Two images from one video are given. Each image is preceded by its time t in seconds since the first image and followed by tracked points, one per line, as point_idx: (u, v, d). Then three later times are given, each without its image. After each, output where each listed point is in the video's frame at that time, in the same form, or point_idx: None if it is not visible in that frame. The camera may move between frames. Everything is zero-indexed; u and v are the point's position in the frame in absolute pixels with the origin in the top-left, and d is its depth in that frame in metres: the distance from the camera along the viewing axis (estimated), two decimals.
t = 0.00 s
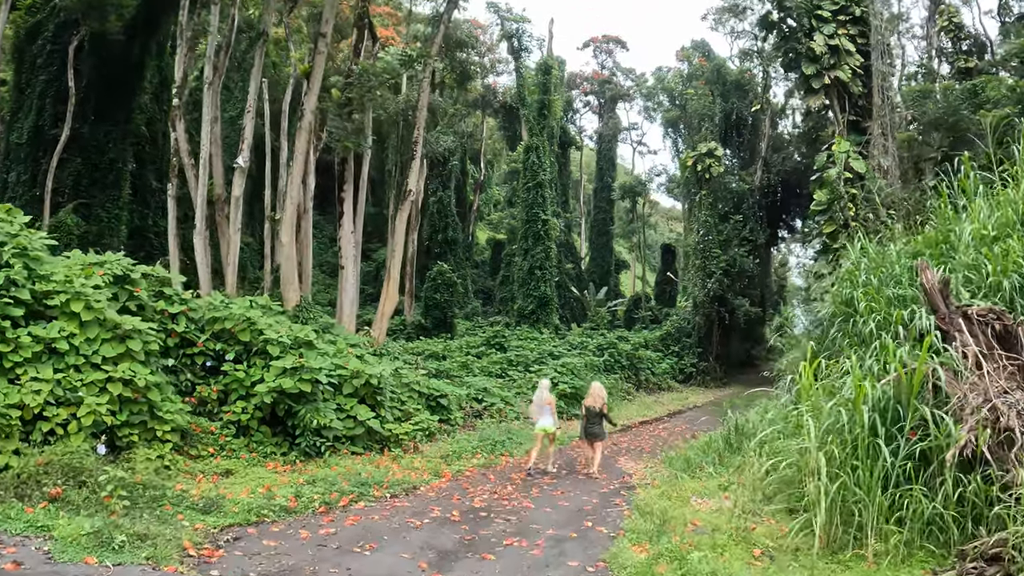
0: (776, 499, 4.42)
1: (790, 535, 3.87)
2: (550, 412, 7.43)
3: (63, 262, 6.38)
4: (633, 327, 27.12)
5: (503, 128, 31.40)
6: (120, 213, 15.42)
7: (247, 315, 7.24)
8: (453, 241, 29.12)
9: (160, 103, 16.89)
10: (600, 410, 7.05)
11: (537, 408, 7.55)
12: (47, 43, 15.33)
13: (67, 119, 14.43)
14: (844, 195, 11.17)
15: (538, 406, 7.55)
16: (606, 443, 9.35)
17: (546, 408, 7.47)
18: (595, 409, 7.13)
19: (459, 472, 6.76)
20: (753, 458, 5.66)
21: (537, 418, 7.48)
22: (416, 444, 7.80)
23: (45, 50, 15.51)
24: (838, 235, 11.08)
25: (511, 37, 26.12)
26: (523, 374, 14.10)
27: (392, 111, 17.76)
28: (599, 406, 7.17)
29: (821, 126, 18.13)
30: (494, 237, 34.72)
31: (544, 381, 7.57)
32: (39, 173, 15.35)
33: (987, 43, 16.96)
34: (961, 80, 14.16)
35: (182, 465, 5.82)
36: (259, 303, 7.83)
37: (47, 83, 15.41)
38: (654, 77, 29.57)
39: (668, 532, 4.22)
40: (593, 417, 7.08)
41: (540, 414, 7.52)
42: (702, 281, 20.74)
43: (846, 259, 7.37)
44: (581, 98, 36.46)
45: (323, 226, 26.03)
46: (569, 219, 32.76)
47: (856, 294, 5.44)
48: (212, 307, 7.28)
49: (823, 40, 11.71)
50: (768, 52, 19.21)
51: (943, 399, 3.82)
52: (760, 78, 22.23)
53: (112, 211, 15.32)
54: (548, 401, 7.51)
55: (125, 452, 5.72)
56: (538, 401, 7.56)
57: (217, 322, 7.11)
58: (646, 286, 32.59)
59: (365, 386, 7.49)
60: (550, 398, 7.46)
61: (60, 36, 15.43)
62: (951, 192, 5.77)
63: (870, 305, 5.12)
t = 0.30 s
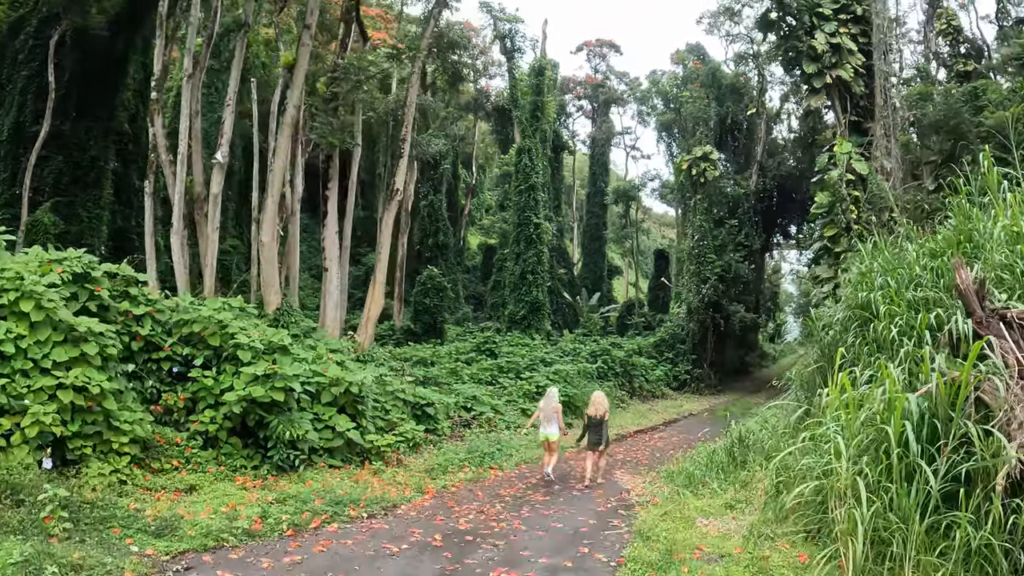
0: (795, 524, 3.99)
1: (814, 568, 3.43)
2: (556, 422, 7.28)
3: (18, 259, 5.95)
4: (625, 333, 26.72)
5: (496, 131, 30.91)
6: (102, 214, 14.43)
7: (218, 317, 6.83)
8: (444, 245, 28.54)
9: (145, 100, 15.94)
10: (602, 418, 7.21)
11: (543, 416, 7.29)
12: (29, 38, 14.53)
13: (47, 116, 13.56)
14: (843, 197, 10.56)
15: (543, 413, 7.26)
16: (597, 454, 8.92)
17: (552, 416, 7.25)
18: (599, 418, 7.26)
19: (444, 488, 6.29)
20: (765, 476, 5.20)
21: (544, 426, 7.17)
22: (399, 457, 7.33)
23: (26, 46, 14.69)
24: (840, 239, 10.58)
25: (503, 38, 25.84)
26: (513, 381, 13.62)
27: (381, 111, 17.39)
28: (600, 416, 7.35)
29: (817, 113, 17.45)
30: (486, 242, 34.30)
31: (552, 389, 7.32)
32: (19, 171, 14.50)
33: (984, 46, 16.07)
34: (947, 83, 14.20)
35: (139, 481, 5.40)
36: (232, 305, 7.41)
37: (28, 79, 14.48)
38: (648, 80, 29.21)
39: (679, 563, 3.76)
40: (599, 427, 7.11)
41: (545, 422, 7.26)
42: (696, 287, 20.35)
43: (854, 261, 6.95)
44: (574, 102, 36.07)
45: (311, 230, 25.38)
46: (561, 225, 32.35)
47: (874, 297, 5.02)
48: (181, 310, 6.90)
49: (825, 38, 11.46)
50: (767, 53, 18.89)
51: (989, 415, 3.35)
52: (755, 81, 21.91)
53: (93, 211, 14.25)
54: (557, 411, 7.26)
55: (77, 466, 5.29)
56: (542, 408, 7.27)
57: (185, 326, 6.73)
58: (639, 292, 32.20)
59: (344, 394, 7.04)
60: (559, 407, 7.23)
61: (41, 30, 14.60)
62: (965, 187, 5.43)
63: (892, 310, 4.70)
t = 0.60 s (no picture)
0: (805, 547, 3.71)
1: None
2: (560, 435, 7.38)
3: None
4: (621, 342, 26.40)
5: (490, 139, 30.66)
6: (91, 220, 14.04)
7: (194, 326, 6.55)
8: (438, 254, 28.21)
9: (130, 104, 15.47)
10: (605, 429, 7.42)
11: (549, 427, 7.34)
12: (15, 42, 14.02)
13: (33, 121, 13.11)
14: (843, 202, 10.27)
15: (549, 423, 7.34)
16: (592, 467, 8.60)
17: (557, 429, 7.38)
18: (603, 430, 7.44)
19: (432, 506, 5.98)
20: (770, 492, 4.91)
21: (553, 438, 7.29)
22: (386, 472, 7.02)
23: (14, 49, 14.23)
24: (840, 245, 10.28)
25: (497, 44, 25.77)
26: (507, 392, 13.29)
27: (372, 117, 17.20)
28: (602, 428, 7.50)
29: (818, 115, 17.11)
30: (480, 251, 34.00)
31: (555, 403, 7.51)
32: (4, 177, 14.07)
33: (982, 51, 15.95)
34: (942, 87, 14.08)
35: (106, 499, 5.10)
36: (212, 313, 7.12)
37: (16, 83, 14.12)
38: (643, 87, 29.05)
39: None
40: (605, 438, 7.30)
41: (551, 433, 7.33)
42: (693, 295, 20.08)
43: (858, 267, 6.68)
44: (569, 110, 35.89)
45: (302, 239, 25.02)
46: (556, 233, 32.07)
47: (882, 302, 4.77)
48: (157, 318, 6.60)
49: (824, 40, 11.23)
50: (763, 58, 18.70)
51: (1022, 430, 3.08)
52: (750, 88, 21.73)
53: (81, 217, 13.84)
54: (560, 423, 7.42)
55: (39, 483, 4.98)
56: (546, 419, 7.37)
57: (161, 335, 6.43)
58: (634, 301, 31.95)
59: (327, 406, 6.75)
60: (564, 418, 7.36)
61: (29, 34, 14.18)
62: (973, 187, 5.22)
63: (905, 316, 4.44)
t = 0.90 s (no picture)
0: (816, 561, 3.50)
1: None
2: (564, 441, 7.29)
3: None
4: (620, 351, 26.15)
5: (487, 147, 30.52)
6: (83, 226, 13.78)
7: (179, 331, 6.35)
8: (435, 263, 27.96)
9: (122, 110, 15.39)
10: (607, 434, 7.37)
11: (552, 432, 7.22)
12: (7, 47, 13.60)
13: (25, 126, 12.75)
14: (842, 205, 10.13)
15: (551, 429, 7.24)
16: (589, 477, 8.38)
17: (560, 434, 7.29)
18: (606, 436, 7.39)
19: (425, 518, 5.76)
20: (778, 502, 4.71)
21: (554, 444, 7.27)
22: (379, 482, 6.81)
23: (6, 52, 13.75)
24: (842, 249, 10.10)
25: (494, 51, 25.67)
26: (504, 401, 13.05)
27: (368, 124, 17.09)
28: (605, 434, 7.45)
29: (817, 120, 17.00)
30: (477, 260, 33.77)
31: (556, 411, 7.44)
32: None
33: (979, 56, 15.90)
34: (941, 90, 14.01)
35: (83, 510, 4.91)
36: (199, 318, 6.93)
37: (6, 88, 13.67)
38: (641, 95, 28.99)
39: None
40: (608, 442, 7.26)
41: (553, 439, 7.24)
42: (692, 302, 19.88)
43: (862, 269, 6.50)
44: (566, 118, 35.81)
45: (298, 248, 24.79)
46: (554, 241, 31.88)
47: (891, 301, 4.60)
48: (141, 323, 6.40)
49: (823, 42, 11.15)
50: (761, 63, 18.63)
51: None
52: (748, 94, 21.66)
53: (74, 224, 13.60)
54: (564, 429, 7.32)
55: (13, 493, 4.79)
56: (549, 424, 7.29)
57: (145, 340, 6.24)
58: (632, 309, 31.77)
59: (317, 414, 6.55)
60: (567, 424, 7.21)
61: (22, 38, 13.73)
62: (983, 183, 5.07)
63: (917, 316, 4.26)
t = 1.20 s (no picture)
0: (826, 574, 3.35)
1: None
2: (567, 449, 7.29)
3: None
4: (619, 359, 25.97)
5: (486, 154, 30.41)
6: (77, 232, 13.55)
7: (166, 336, 6.19)
8: (432, 271, 27.77)
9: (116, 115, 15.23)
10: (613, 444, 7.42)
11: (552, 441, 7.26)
12: (1, 51, 13.36)
13: (18, 131, 12.60)
14: (842, 209, 10.02)
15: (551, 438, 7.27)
16: (588, 487, 8.20)
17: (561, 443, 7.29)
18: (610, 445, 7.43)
19: (418, 530, 5.58)
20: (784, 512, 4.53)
21: (554, 451, 7.18)
22: (371, 493, 6.63)
23: None
24: (844, 254, 9.96)
25: (492, 58, 25.62)
26: (502, 409, 12.85)
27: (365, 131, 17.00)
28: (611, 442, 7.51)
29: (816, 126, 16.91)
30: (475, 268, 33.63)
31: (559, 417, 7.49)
32: None
33: (977, 62, 15.86)
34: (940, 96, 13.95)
35: (62, 521, 4.75)
36: (187, 323, 6.78)
37: None
38: (639, 102, 28.95)
39: None
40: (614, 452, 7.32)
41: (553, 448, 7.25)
42: (692, 310, 19.71)
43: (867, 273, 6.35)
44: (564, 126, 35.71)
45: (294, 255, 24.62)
46: (552, 249, 31.75)
47: (899, 304, 4.45)
48: (127, 328, 6.23)
49: (822, 46, 11.07)
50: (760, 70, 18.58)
51: None
52: (745, 101, 21.62)
53: (67, 230, 13.35)
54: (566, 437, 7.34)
55: None
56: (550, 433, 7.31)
57: (130, 346, 6.08)
58: (631, 318, 31.61)
59: (308, 422, 6.38)
60: (569, 432, 7.33)
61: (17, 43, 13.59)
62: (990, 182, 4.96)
63: (927, 318, 4.11)
